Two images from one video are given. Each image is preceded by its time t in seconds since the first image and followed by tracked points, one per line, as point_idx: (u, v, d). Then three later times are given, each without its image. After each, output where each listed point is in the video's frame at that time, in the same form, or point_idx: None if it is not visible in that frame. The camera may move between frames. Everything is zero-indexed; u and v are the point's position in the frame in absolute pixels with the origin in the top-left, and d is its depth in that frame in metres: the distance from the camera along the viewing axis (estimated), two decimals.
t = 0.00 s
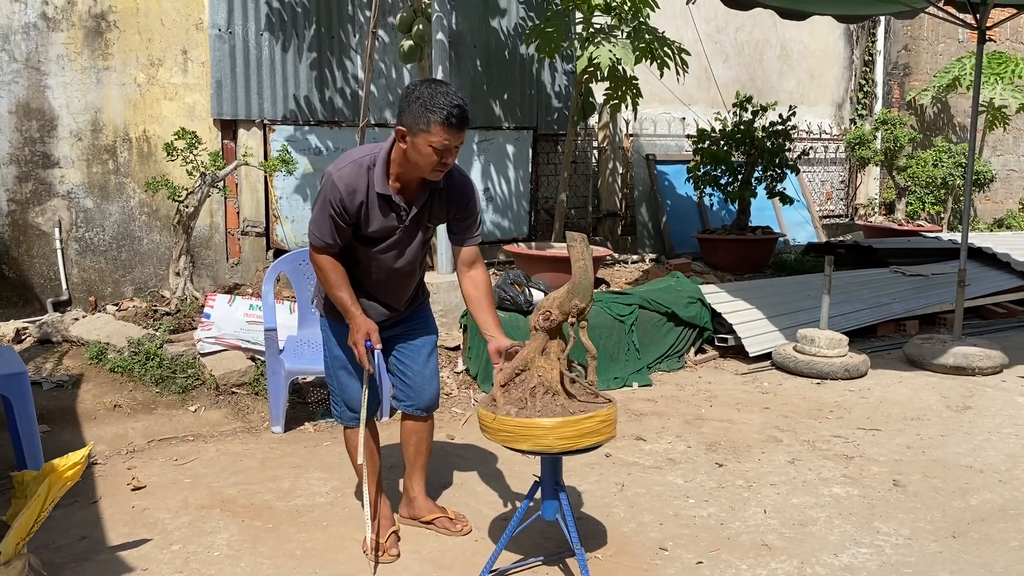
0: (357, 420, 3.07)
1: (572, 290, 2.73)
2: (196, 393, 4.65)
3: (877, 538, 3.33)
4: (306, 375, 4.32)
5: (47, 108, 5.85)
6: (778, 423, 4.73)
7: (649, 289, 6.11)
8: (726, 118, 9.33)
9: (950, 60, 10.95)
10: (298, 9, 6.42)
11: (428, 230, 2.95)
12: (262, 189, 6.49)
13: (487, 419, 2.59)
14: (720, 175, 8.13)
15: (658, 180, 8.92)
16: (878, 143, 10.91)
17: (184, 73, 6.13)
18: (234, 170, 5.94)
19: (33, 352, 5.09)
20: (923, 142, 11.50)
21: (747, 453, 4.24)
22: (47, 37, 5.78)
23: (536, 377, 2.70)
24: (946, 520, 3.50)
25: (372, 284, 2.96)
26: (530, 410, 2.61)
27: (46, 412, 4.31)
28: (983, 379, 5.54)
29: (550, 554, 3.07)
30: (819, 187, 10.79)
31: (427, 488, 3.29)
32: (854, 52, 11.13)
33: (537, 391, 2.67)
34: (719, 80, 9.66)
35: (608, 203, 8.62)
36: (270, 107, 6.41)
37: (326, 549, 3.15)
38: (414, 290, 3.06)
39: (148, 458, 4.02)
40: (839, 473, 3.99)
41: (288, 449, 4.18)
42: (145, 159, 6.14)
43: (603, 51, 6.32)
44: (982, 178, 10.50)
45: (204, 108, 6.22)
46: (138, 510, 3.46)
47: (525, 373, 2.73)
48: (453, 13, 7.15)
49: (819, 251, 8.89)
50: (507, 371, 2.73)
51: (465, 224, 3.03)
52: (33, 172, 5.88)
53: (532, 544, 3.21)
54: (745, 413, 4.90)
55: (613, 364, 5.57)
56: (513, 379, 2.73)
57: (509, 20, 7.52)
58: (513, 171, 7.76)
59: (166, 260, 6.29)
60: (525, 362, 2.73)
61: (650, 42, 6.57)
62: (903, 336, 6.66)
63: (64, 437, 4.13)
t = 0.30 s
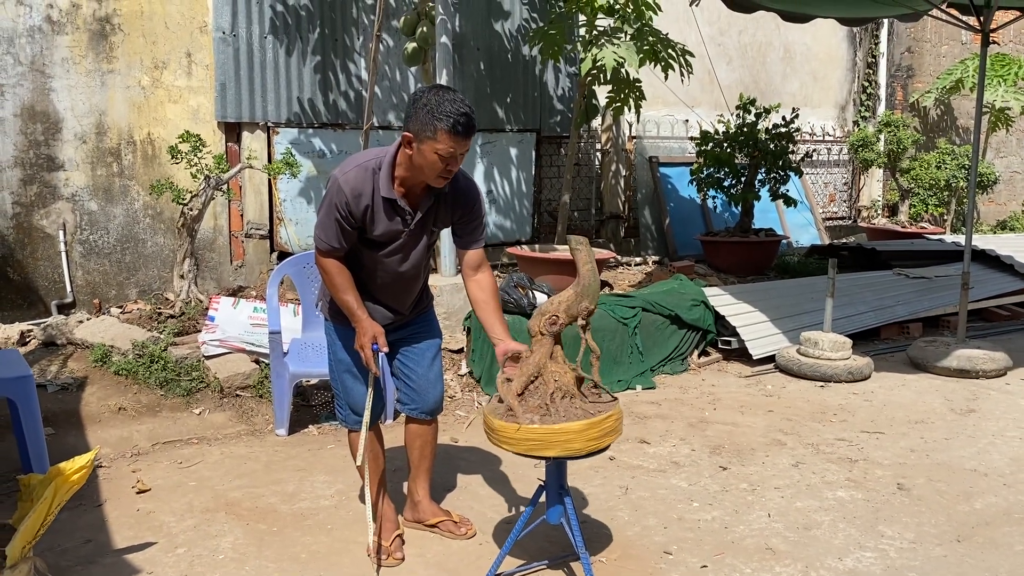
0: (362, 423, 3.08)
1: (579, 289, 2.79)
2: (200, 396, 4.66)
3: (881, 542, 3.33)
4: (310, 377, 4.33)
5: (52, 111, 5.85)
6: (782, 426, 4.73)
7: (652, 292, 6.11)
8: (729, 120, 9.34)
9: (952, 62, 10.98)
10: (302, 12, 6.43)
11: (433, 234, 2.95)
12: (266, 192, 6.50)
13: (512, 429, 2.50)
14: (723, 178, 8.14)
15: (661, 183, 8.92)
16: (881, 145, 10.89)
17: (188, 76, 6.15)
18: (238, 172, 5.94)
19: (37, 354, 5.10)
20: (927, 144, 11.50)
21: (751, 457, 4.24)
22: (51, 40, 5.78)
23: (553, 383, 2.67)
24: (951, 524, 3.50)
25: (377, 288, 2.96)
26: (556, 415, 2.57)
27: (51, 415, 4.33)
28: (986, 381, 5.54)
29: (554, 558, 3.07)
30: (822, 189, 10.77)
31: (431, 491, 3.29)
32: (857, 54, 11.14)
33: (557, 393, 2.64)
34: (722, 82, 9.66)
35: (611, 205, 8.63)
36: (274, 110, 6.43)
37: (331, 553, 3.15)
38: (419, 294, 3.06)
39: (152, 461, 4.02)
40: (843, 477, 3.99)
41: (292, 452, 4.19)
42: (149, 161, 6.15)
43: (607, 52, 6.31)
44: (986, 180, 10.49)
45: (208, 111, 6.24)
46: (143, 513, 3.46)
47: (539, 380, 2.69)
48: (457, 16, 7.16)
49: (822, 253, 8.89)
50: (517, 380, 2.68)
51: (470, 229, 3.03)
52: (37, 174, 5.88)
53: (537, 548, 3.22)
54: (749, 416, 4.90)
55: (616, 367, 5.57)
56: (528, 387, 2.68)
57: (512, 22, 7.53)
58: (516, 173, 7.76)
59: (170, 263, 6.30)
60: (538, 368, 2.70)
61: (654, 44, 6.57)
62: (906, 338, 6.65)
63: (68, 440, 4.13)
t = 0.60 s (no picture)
0: (366, 424, 3.08)
1: (579, 289, 2.88)
2: (204, 397, 4.67)
3: (885, 545, 3.32)
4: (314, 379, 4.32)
5: (56, 113, 5.87)
6: (786, 428, 4.73)
7: (655, 293, 6.11)
8: (733, 121, 9.33)
9: (957, 63, 10.97)
10: (306, 14, 6.43)
11: (436, 235, 2.96)
12: (269, 194, 6.51)
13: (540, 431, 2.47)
14: (726, 179, 8.13)
15: (664, 184, 8.93)
16: (885, 146, 10.87)
17: (192, 78, 6.16)
18: (243, 174, 5.95)
19: (41, 356, 5.12)
20: (930, 145, 11.49)
21: (755, 458, 4.24)
22: (56, 42, 5.80)
23: (570, 386, 2.67)
24: (955, 526, 3.49)
25: (380, 290, 2.96)
26: (580, 416, 2.57)
27: (55, 416, 4.33)
28: (991, 383, 5.53)
29: (559, 561, 3.07)
30: (826, 190, 10.76)
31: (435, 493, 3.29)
32: (861, 55, 11.13)
33: (575, 393, 2.66)
34: (725, 83, 9.66)
35: (614, 206, 8.63)
36: (278, 111, 6.43)
37: (335, 554, 3.15)
38: (422, 295, 3.06)
39: (157, 462, 4.03)
40: (847, 478, 3.99)
41: (296, 454, 4.19)
42: (153, 163, 6.17)
43: (610, 53, 6.31)
44: (990, 181, 10.47)
45: (212, 112, 6.25)
46: (147, 514, 3.47)
47: (555, 386, 2.68)
48: (460, 17, 7.16)
49: (825, 254, 8.88)
50: (534, 386, 2.65)
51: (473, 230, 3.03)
52: (41, 176, 5.90)
53: (541, 551, 3.21)
54: (752, 418, 4.90)
55: (620, 368, 5.57)
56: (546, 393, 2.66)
57: (515, 24, 7.54)
58: (520, 174, 7.75)
59: (174, 264, 6.32)
60: (553, 372, 2.70)
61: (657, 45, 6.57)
62: (910, 339, 6.64)
63: (73, 441, 4.15)
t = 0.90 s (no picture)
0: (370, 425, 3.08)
1: (578, 288, 2.85)
2: (208, 397, 4.67)
3: (890, 546, 3.31)
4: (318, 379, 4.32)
5: (60, 114, 5.88)
6: (790, 428, 4.72)
7: (659, 294, 6.11)
8: (737, 121, 9.32)
9: (961, 63, 10.96)
10: (310, 15, 6.44)
11: (439, 236, 2.95)
12: (273, 194, 6.51)
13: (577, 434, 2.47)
14: (730, 179, 8.11)
15: (667, 185, 8.92)
16: (889, 146, 10.86)
17: (196, 78, 6.17)
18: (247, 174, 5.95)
19: (46, 356, 5.13)
20: (935, 145, 11.48)
21: (759, 459, 4.23)
22: (60, 42, 5.81)
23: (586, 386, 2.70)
24: (960, 528, 3.48)
25: (384, 290, 2.96)
26: (604, 416, 2.61)
27: (59, 417, 4.34)
28: (995, 384, 5.52)
29: (563, 562, 3.07)
30: (829, 190, 10.74)
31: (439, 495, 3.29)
32: (865, 55, 11.11)
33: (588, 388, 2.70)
34: (729, 82, 9.65)
35: (618, 207, 8.61)
36: (282, 111, 6.44)
37: (339, 555, 3.15)
38: (426, 296, 3.06)
39: (161, 463, 4.04)
40: (851, 480, 3.98)
41: (300, 454, 4.20)
42: (157, 163, 6.18)
43: (614, 53, 6.30)
44: (994, 181, 10.45)
45: (216, 112, 6.25)
46: (151, 515, 3.47)
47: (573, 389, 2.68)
48: (464, 17, 7.15)
49: (829, 254, 8.88)
50: (556, 391, 2.63)
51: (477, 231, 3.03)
52: (46, 177, 5.91)
53: (545, 551, 3.21)
54: (756, 418, 4.89)
55: (624, 369, 5.57)
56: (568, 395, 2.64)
57: (518, 24, 7.54)
58: (523, 174, 7.76)
59: (178, 265, 6.33)
60: (570, 374, 2.69)
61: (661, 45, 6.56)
62: (914, 340, 6.63)
63: (77, 441, 4.15)
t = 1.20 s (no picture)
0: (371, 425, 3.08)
1: (573, 285, 2.80)
2: (211, 397, 4.68)
3: (893, 547, 3.31)
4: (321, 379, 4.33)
5: (63, 114, 5.89)
6: (793, 429, 4.71)
7: (661, 295, 6.12)
8: (739, 122, 9.31)
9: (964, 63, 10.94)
10: (313, 14, 6.44)
11: (442, 236, 2.96)
12: (276, 195, 6.52)
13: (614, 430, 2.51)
14: (733, 179, 8.10)
15: (670, 186, 8.92)
16: (891, 147, 10.85)
17: (199, 79, 6.17)
18: (250, 174, 5.96)
19: (49, 356, 5.15)
20: (938, 145, 11.48)
21: (762, 460, 4.23)
22: (63, 43, 5.82)
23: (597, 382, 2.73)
24: (963, 528, 3.48)
25: (387, 291, 2.96)
26: (618, 410, 2.68)
27: (62, 416, 4.35)
28: (998, 384, 5.51)
29: (564, 562, 3.07)
30: (832, 191, 10.73)
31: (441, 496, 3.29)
32: (868, 55, 11.09)
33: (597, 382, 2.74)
34: (732, 82, 9.64)
35: (621, 207, 8.61)
36: (284, 111, 6.44)
37: (341, 555, 3.15)
38: (429, 297, 3.06)
39: (164, 462, 4.05)
40: (854, 480, 3.97)
41: (303, 454, 4.20)
42: (160, 163, 6.18)
43: (616, 53, 6.30)
44: (997, 181, 10.44)
45: (219, 113, 6.26)
46: (154, 514, 3.48)
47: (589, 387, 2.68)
48: (466, 18, 7.16)
49: (832, 255, 8.87)
50: (579, 391, 2.63)
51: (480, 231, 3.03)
52: (49, 177, 5.92)
53: (547, 552, 3.21)
54: (759, 419, 4.88)
55: (626, 369, 5.57)
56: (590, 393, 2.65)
57: (520, 25, 7.54)
58: (526, 174, 7.76)
59: (182, 265, 6.33)
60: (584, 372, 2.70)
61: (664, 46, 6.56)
62: (917, 340, 6.62)
63: (81, 441, 4.16)
